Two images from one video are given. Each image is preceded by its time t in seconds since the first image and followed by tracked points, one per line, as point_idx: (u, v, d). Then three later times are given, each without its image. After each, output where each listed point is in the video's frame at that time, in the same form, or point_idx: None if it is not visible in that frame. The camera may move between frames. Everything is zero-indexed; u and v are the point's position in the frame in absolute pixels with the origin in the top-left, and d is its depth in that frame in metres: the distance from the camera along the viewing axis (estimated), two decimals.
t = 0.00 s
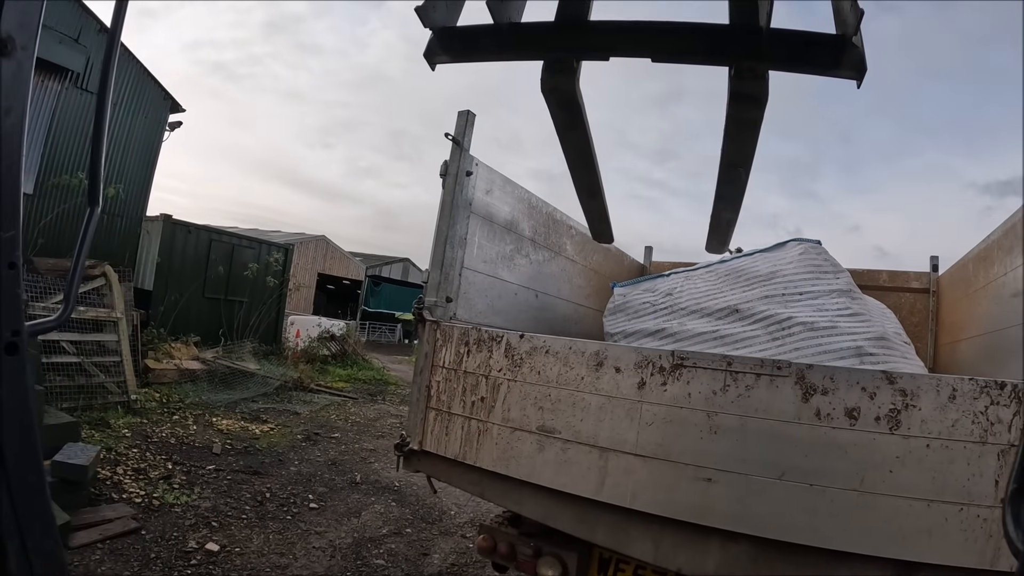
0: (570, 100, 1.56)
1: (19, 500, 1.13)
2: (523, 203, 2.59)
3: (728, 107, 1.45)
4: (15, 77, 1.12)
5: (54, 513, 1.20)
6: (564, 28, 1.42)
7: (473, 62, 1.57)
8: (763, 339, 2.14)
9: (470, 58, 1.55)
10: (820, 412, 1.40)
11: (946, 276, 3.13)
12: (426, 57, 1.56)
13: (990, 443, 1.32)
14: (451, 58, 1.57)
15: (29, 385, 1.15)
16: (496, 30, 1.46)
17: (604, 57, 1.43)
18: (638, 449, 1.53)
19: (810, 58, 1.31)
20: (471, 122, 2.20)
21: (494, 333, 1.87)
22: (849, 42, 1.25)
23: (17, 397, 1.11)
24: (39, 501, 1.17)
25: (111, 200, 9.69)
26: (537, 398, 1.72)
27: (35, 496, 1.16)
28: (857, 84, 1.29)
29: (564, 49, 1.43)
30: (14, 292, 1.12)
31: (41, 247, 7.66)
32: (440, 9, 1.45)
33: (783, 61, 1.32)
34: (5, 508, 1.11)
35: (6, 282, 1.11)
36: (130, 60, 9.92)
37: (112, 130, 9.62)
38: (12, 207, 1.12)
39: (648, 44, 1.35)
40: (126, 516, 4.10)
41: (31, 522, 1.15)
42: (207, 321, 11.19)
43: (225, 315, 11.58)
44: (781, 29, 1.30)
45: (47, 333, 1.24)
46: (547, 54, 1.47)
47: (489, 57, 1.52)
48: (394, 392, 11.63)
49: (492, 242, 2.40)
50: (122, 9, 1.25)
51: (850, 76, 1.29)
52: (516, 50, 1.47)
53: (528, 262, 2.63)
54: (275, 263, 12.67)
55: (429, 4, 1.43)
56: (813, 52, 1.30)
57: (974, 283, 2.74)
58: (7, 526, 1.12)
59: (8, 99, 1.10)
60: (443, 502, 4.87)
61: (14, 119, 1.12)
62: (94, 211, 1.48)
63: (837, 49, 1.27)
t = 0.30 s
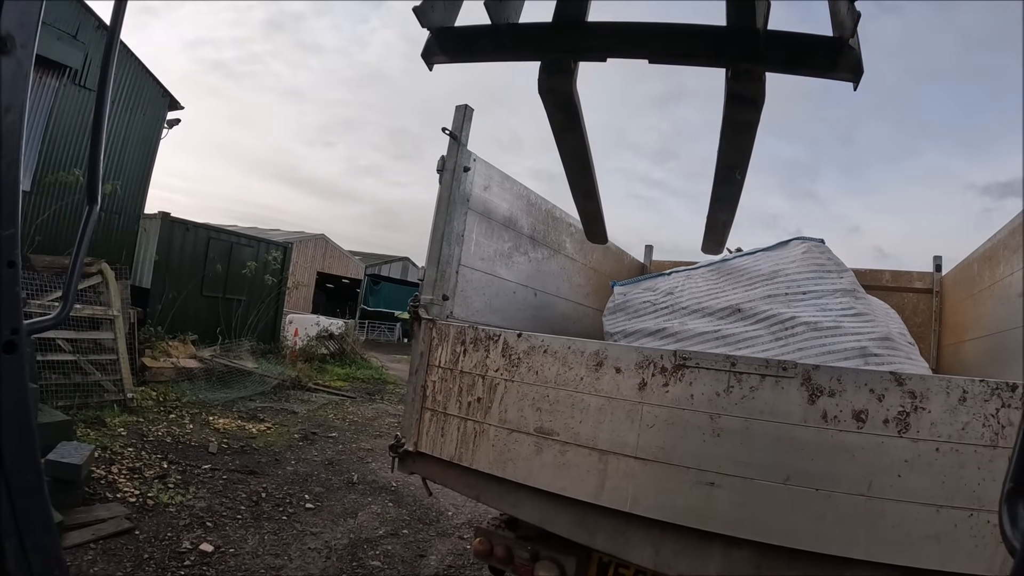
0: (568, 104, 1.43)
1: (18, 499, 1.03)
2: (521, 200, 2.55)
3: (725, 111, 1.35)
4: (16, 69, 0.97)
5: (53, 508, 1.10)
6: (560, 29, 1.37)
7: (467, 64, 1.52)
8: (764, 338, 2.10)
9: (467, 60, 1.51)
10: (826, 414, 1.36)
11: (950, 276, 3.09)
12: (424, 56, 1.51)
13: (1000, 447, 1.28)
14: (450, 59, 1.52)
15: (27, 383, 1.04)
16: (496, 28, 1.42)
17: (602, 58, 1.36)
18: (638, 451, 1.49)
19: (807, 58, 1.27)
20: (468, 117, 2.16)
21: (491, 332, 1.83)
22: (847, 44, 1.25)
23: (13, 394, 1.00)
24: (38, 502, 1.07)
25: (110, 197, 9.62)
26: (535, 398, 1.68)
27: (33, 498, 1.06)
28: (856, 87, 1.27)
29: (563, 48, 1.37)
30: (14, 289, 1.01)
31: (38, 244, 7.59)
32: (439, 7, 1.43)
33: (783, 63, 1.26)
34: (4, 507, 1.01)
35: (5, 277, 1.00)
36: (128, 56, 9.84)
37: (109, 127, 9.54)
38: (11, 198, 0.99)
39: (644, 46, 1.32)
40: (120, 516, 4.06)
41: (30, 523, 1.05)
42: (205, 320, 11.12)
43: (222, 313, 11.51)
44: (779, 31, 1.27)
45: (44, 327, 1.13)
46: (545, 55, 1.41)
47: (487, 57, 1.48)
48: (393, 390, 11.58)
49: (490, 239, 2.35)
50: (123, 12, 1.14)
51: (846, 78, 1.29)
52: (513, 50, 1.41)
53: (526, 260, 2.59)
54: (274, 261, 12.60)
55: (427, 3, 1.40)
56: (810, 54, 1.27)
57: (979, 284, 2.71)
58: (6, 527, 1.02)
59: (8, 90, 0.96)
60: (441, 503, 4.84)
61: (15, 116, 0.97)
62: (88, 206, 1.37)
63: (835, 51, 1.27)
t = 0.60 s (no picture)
0: (567, 113, 1.55)
1: (23, 492, 1.06)
2: (520, 199, 2.53)
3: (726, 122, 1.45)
4: (23, 76, 1.07)
5: (59, 507, 1.13)
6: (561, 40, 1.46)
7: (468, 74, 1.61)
8: (765, 338, 2.09)
9: (467, 69, 1.60)
10: (826, 415, 1.35)
11: (949, 276, 3.09)
12: (425, 66, 1.62)
13: (1003, 448, 1.27)
14: (450, 69, 1.61)
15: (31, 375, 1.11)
16: (496, 39, 1.52)
17: (603, 69, 1.44)
18: (636, 452, 1.48)
19: (805, 72, 1.35)
20: (465, 114, 2.14)
21: (488, 331, 1.82)
22: (846, 58, 1.34)
23: (19, 388, 1.06)
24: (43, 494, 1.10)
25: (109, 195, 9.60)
26: (532, 398, 1.67)
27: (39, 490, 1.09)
28: (854, 98, 1.35)
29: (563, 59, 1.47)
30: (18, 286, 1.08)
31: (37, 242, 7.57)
32: (439, 19, 1.55)
33: (781, 76, 1.35)
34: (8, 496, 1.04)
35: (12, 279, 1.07)
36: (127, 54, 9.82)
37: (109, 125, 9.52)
38: (14, 204, 1.06)
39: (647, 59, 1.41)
40: (116, 515, 4.04)
41: (36, 516, 1.08)
42: (204, 318, 11.10)
43: (221, 311, 11.49)
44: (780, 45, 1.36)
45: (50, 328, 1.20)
46: (546, 66, 1.50)
47: (486, 68, 1.57)
48: (391, 389, 11.55)
49: (488, 238, 2.34)
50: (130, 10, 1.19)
51: (847, 91, 1.37)
52: (512, 61, 1.50)
53: (525, 259, 2.57)
54: (273, 260, 12.58)
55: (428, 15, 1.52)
56: (810, 66, 1.36)
57: (979, 284, 2.70)
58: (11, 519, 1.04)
59: (14, 98, 1.05)
60: (439, 502, 4.83)
61: (23, 117, 1.07)
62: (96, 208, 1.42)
63: (835, 63, 1.35)
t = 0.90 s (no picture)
0: (568, 119, 1.65)
1: (23, 493, 1.07)
2: (516, 197, 2.51)
3: (728, 129, 1.54)
4: (22, 77, 1.05)
5: (57, 506, 1.15)
6: (563, 46, 1.53)
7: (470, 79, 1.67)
8: (764, 338, 2.06)
9: (468, 75, 1.66)
10: (827, 416, 1.33)
11: (950, 276, 3.07)
12: (426, 72, 1.67)
13: (1006, 450, 1.25)
14: (450, 75, 1.67)
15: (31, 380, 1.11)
16: (497, 46, 1.58)
17: (604, 75, 1.51)
18: (634, 454, 1.45)
19: (808, 78, 1.41)
20: (462, 111, 2.12)
21: (483, 330, 1.79)
22: (849, 64, 1.39)
23: (20, 390, 1.06)
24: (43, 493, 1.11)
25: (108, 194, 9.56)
26: (527, 398, 1.64)
27: (39, 492, 1.10)
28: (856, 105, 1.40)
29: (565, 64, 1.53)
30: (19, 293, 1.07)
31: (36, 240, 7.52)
32: (441, 24, 1.60)
33: (783, 82, 1.42)
34: (10, 500, 1.05)
35: (12, 279, 1.06)
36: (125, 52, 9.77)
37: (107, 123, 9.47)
38: (12, 206, 1.05)
39: (651, 65, 1.47)
40: (113, 514, 4.01)
41: (35, 519, 1.09)
42: (202, 317, 11.07)
43: (220, 310, 11.46)
44: (782, 52, 1.42)
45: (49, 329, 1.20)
46: (547, 72, 1.57)
47: (486, 73, 1.63)
48: (390, 389, 11.52)
49: (484, 236, 2.31)
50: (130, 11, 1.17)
51: (849, 98, 1.41)
52: (513, 67, 1.56)
53: (522, 257, 2.55)
54: (271, 258, 12.55)
55: (429, 21, 1.57)
56: (812, 72, 1.41)
57: (980, 284, 2.68)
58: (11, 519, 1.06)
59: (14, 98, 1.04)
60: (436, 502, 4.80)
61: (22, 118, 1.06)
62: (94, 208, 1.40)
63: (838, 69, 1.40)
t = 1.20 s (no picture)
0: (572, 118, 1.62)
1: (27, 492, 1.03)
2: (514, 194, 2.48)
3: (732, 128, 1.52)
4: (25, 77, 1.00)
5: (60, 505, 1.09)
6: (566, 45, 1.50)
7: (473, 77, 1.66)
8: (765, 335, 2.03)
9: (472, 73, 1.64)
10: (830, 418, 1.30)
11: (954, 275, 3.04)
12: (430, 71, 1.65)
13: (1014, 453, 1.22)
14: (453, 74, 1.65)
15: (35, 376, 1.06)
16: (501, 44, 1.56)
17: (608, 74, 1.49)
18: (633, 456, 1.42)
19: (813, 78, 1.39)
20: (458, 106, 2.09)
21: (479, 328, 1.76)
22: (854, 62, 1.37)
23: (25, 391, 1.02)
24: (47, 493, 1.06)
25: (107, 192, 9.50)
26: (524, 398, 1.61)
27: (42, 490, 1.05)
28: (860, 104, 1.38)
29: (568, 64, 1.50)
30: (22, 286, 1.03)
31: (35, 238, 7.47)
32: (444, 23, 1.58)
33: (786, 82, 1.40)
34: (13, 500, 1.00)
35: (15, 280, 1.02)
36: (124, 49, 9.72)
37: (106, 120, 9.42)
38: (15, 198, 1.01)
39: (654, 64, 1.45)
40: (108, 513, 3.97)
41: (39, 518, 1.04)
42: (201, 316, 11.03)
43: (219, 309, 11.43)
44: (786, 50, 1.39)
45: (53, 327, 1.15)
46: (550, 71, 1.54)
47: (489, 72, 1.62)
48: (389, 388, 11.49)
49: (481, 233, 2.28)
50: (132, 9, 1.14)
51: (853, 97, 1.40)
52: (517, 66, 1.54)
53: (520, 255, 2.52)
54: (270, 257, 12.51)
55: (433, 20, 1.55)
56: (816, 71, 1.39)
57: (984, 283, 2.65)
58: (14, 517, 1.01)
59: (16, 97, 0.99)
60: (434, 502, 4.77)
61: (25, 117, 1.00)
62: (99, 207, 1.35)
63: (842, 68, 1.38)
